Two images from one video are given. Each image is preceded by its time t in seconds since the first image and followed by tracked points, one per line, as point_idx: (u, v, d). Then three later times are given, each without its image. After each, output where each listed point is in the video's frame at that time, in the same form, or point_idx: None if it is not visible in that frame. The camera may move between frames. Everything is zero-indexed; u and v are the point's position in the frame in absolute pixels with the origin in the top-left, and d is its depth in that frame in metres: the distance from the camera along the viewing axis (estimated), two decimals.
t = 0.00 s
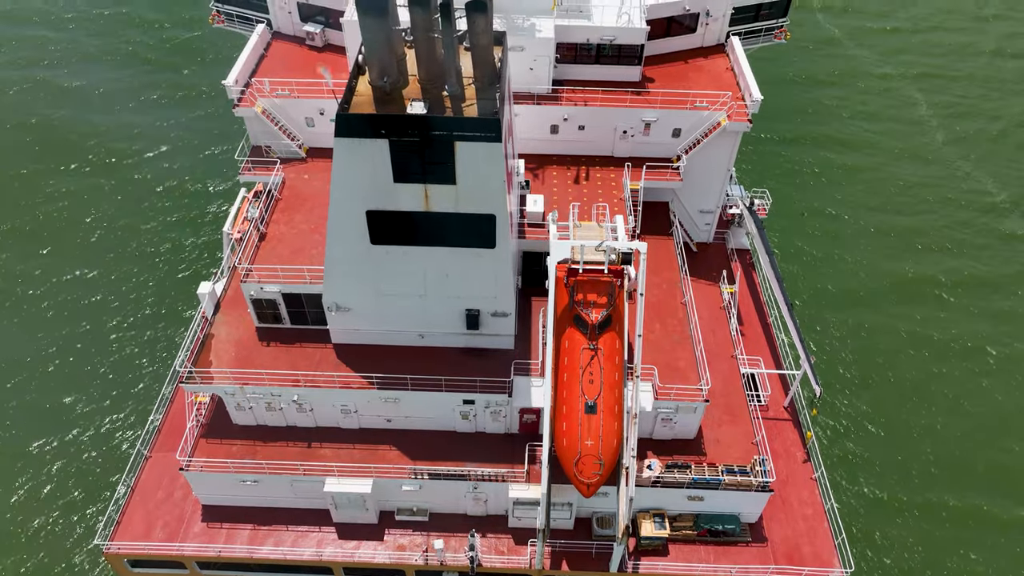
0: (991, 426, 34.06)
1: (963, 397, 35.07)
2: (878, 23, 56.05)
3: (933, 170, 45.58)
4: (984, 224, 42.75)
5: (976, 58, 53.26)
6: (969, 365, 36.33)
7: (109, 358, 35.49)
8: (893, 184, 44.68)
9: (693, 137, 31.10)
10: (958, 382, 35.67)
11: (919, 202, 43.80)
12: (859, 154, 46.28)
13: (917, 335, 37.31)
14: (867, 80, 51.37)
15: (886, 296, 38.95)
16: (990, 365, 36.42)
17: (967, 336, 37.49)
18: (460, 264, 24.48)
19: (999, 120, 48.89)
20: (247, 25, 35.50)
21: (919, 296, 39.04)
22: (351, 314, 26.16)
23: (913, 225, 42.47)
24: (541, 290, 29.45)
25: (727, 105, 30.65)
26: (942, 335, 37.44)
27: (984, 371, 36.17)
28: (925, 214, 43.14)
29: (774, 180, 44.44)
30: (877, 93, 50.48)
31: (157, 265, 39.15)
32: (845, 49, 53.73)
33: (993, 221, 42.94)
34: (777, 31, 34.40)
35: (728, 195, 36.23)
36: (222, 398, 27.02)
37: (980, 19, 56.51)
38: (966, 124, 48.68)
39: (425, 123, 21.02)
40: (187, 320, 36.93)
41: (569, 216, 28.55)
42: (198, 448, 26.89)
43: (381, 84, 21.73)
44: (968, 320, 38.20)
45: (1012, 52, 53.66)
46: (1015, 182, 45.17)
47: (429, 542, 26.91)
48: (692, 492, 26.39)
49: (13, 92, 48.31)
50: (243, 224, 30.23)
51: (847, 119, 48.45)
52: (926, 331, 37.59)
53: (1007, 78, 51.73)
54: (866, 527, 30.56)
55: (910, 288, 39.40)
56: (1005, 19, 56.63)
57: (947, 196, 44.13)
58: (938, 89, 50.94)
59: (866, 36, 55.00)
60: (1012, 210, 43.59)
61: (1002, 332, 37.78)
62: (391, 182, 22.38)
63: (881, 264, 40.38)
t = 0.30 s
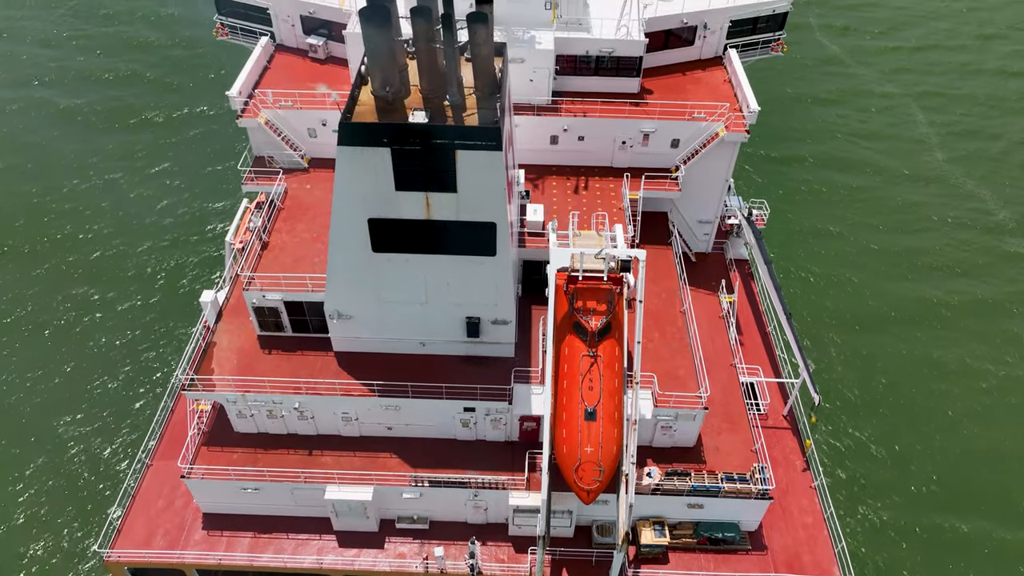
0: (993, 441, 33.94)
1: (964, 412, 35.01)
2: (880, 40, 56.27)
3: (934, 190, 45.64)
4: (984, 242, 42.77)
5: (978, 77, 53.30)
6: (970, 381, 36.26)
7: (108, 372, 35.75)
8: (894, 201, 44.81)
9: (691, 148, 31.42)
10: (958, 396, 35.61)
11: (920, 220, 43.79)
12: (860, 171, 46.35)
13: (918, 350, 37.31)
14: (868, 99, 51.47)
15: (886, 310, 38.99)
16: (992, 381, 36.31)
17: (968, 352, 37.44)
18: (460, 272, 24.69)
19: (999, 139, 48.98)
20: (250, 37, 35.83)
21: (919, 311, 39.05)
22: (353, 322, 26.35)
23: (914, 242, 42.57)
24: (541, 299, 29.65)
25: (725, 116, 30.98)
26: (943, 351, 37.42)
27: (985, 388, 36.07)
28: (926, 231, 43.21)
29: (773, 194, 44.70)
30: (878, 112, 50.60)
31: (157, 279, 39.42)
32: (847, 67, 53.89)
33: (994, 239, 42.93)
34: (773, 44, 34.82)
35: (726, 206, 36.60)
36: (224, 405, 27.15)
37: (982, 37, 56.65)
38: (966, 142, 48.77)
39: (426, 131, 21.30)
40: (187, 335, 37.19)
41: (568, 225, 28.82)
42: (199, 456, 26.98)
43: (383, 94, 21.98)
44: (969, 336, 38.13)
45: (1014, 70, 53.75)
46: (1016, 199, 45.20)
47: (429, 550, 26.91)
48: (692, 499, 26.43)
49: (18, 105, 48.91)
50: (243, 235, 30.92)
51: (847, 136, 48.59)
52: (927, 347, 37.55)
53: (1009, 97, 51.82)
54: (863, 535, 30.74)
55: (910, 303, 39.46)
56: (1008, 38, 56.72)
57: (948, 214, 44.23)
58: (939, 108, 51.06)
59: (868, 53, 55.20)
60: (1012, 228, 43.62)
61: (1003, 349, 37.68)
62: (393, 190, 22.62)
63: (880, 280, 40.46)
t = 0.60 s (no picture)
0: (994, 452, 34.02)
1: (964, 423, 35.13)
2: (879, 58, 56.85)
3: (934, 205, 45.96)
4: (984, 257, 43.07)
5: (978, 95, 53.78)
6: (971, 393, 36.39)
7: (109, 377, 35.54)
8: (894, 216, 45.16)
9: (690, 158, 31.75)
10: (959, 408, 35.73)
11: (921, 235, 44.07)
12: (860, 185, 46.71)
13: (918, 363, 37.47)
14: (868, 115, 51.93)
15: (886, 322, 39.19)
16: (992, 393, 36.42)
17: (969, 365, 37.64)
18: (461, 280, 24.92)
19: (999, 155, 49.40)
20: (253, 50, 36.16)
21: (919, 324, 39.27)
22: (354, 330, 26.55)
23: (914, 256, 42.86)
24: (541, 307, 29.81)
25: (723, 126, 31.36)
26: (944, 363, 37.60)
27: (987, 400, 36.17)
28: (926, 246, 43.49)
29: (773, 207, 44.97)
30: (877, 128, 51.08)
31: (159, 286, 39.36)
32: (848, 84, 54.37)
33: (994, 255, 43.22)
34: (770, 56, 35.36)
35: (725, 217, 36.59)
36: (225, 413, 27.27)
37: (981, 55, 57.26)
38: (966, 158, 49.19)
39: (427, 140, 21.58)
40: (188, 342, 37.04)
41: (568, 233, 29.06)
42: (200, 463, 27.09)
43: (385, 103, 22.44)
44: (970, 349, 38.33)
45: (1012, 89, 54.33)
46: (1016, 215, 45.56)
47: (429, 558, 26.95)
48: (692, 507, 26.50)
49: (21, 115, 49.12)
50: (245, 245, 30.35)
51: (847, 151, 48.96)
52: (928, 359, 37.74)
53: (1008, 115, 52.33)
54: (863, 543, 30.71)
55: (910, 316, 39.67)
56: (1006, 56, 57.34)
57: (948, 229, 44.56)
58: (939, 125, 51.54)
59: (868, 70, 55.72)
60: (1012, 243, 43.93)
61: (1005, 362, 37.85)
62: (395, 198, 22.88)
63: (881, 293, 40.68)
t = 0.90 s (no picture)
0: (994, 463, 34.06)
1: (965, 435, 35.21)
2: (880, 75, 57.37)
3: (936, 220, 46.24)
4: (986, 271, 43.26)
5: (979, 113, 54.20)
6: (972, 404, 36.49)
7: (110, 387, 35.80)
8: (895, 230, 45.40)
9: (688, 168, 32.04)
10: (960, 419, 35.84)
11: (923, 250, 44.26)
12: (860, 199, 47.17)
13: (917, 373, 37.65)
14: (868, 132, 52.41)
15: (886, 334, 39.38)
16: (994, 406, 36.49)
17: (971, 377, 37.72)
18: (462, 288, 25.16)
19: (1000, 171, 49.70)
20: (257, 62, 36.65)
21: (919, 336, 39.41)
22: (355, 338, 26.76)
23: (915, 269, 43.07)
24: (541, 316, 30.04)
25: (720, 137, 31.73)
26: (945, 376, 37.70)
27: (989, 412, 36.19)
28: (927, 259, 43.70)
29: (773, 220, 45.31)
30: (876, 143, 51.53)
31: (161, 298, 39.69)
32: (848, 101, 54.88)
33: (996, 269, 43.35)
34: (766, 69, 35.97)
35: (724, 227, 36.70)
36: (227, 421, 27.42)
37: (981, 72, 57.69)
38: (966, 174, 49.53)
39: (428, 148, 21.86)
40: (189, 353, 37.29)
41: (568, 243, 29.34)
42: (202, 471, 27.22)
43: (388, 113, 22.76)
44: (971, 361, 38.43)
45: (1013, 106, 54.73)
46: (1017, 230, 45.76)
47: (430, 566, 27.02)
48: (692, 515, 26.51)
49: (26, 127, 49.64)
50: (248, 254, 31.12)
51: (847, 166, 49.38)
52: (928, 371, 37.85)
53: (1008, 131, 52.65)
54: (862, 552, 30.76)
55: (911, 328, 39.86)
56: (1006, 73, 57.77)
57: (949, 243, 44.80)
58: (940, 141, 51.90)
59: (868, 87, 56.23)
60: (1013, 258, 44.14)
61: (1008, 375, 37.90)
62: (396, 207, 23.15)
63: (880, 305, 40.86)
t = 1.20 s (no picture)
0: (994, 479, 34.17)
1: (964, 446, 35.41)
2: (879, 92, 57.94)
3: (936, 235, 46.59)
4: (985, 285, 43.56)
5: (980, 129, 54.69)
6: (972, 417, 36.70)
7: (111, 398, 36.06)
8: (895, 244, 45.73)
9: (687, 179, 32.37)
10: (959, 432, 36.04)
11: (923, 264, 44.56)
12: (858, 214, 47.49)
13: (917, 387, 37.88)
14: (869, 147, 52.89)
15: (887, 347, 39.63)
16: (994, 421, 36.63)
17: (970, 390, 37.91)
18: (463, 296, 25.39)
19: (1000, 186, 50.13)
20: (260, 74, 37.11)
21: (918, 350, 39.64)
22: (356, 346, 26.94)
23: (914, 283, 43.37)
24: (541, 324, 30.23)
25: (718, 148, 32.06)
26: (945, 387, 37.96)
27: (989, 426, 36.39)
28: (927, 273, 44.04)
29: (771, 232, 45.69)
30: (875, 158, 51.99)
31: (164, 309, 40.10)
32: (849, 116, 55.39)
33: (997, 284, 43.65)
34: (765, 82, 36.33)
35: (723, 236, 36.77)
36: (229, 428, 27.54)
37: (980, 89, 58.24)
38: (965, 189, 49.96)
39: (430, 158, 22.15)
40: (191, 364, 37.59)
41: (567, 251, 29.61)
42: (203, 479, 27.30)
43: (390, 123, 22.90)
44: (971, 374, 38.64)
45: (1013, 123, 55.23)
46: (1016, 246, 46.11)
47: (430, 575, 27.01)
48: (691, 523, 26.56)
49: (31, 140, 50.21)
50: (250, 265, 31.51)
51: (847, 181, 49.82)
52: (927, 383, 38.08)
53: (1008, 149, 53.02)
54: (862, 563, 30.83)
55: (910, 340, 40.14)
56: (1007, 91, 58.22)
57: (949, 258, 45.15)
58: (939, 157, 52.33)
59: (868, 103, 56.78)
60: (1012, 273, 44.48)
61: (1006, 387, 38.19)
62: (398, 215, 23.39)
63: (880, 317, 41.13)
